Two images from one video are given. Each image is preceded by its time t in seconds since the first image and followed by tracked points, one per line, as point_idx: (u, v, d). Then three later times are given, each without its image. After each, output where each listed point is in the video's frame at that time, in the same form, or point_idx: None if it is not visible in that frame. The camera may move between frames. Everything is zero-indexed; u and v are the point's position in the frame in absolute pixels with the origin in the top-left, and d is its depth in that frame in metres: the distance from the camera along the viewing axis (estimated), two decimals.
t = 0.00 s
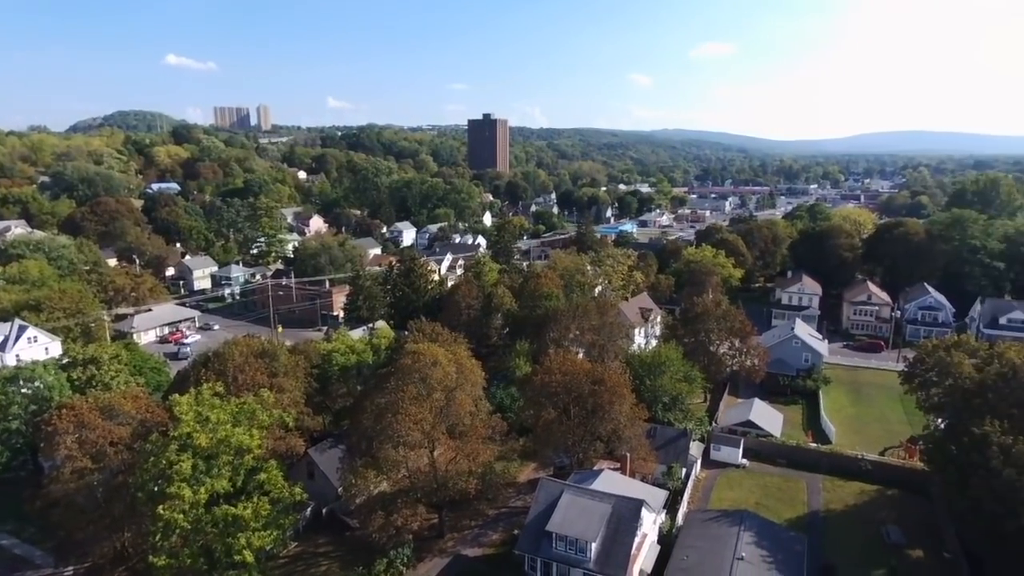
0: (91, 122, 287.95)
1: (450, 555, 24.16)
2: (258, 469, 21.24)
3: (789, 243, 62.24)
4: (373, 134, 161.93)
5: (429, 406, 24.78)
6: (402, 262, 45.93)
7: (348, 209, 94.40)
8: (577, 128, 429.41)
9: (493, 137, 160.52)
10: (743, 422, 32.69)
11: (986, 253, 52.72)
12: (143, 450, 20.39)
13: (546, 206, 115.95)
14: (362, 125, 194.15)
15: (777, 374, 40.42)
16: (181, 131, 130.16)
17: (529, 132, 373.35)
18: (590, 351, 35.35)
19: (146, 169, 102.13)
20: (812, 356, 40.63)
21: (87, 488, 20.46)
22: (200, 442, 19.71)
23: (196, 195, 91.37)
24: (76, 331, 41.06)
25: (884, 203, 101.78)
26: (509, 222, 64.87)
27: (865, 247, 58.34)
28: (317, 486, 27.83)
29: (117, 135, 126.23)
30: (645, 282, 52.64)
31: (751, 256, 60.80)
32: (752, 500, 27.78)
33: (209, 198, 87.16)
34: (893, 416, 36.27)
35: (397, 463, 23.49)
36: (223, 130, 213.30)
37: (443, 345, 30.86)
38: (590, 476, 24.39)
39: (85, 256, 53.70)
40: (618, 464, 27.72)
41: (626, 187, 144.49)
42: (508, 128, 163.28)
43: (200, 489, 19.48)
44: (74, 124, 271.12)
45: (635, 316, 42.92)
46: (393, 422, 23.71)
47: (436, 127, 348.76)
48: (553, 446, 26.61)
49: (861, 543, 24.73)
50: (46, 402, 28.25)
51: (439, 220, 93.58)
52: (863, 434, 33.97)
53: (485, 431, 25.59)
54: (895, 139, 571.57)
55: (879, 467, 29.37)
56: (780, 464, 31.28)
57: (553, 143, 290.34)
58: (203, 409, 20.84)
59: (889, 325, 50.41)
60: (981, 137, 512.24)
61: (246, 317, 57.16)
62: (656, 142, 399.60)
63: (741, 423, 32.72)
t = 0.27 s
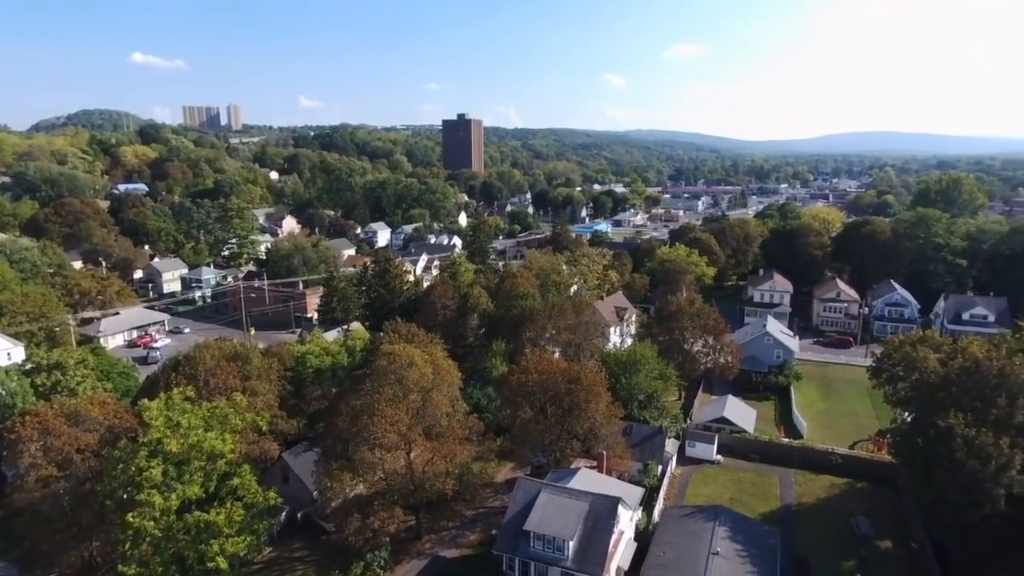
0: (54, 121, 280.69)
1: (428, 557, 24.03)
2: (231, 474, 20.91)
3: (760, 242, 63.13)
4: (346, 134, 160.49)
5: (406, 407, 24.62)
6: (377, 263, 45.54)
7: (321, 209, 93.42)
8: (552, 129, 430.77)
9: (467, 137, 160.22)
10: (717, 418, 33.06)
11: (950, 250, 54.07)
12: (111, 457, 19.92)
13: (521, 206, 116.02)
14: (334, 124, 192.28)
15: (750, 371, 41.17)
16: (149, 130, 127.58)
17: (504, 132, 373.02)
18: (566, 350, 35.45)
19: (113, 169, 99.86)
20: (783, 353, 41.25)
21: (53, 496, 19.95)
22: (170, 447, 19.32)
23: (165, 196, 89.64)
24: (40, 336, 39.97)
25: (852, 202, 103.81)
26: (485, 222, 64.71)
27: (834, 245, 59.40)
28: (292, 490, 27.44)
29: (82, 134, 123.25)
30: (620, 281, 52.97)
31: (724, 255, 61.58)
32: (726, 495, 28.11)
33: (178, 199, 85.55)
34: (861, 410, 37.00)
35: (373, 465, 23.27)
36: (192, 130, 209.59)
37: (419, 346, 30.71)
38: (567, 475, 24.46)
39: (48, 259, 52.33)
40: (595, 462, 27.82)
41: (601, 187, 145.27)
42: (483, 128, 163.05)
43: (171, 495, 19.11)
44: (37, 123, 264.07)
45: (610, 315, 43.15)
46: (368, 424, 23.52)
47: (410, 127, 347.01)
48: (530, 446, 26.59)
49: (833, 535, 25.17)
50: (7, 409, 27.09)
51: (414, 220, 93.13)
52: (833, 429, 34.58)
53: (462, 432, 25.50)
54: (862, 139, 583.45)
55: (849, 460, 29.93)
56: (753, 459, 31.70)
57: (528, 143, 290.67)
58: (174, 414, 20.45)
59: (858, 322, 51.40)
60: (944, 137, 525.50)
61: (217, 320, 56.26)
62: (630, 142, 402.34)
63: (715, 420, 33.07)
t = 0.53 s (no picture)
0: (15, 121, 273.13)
1: (405, 559, 23.87)
2: (204, 479, 20.56)
3: (733, 241, 63.92)
4: (319, 134, 158.87)
5: (381, 408, 24.40)
6: (351, 264, 45.11)
7: (294, 210, 92.33)
8: (527, 129, 431.44)
9: (442, 137, 159.72)
10: (692, 415, 33.39)
11: (916, 248, 55.34)
12: (78, 464, 19.41)
13: (497, 206, 116.02)
14: (307, 124, 190.19)
15: (724, 368, 41.60)
16: (115, 130, 124.82)
17: (479, 132, 372.30)
18: (543, 349, 35.51)
19: (77, 170, 97.48)
20: (756, 349, 41.82)
21: (17, 506, 19.37)
22: (140, 453, 18.92)
23: (132, 197, 87.80)
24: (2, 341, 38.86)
25: (822, 201, 105.70)
26: (460, 222, 64.57)
27: (804, 243, 60.39)
28: (266, 494, 27.03)
29: (45, 134, 120.08)
30: (595, 280, 53.23)
31: (697, 254, 62.26)
32: (702, 491, 28.40)
33: (147, 200, 83.89)
34: (832, 405, 37.69)
35: (349, 468, 23.06)
36: (160, 129, 205.55)
37: (395, 347, 30.53)
38: (544, 474, 24.50)
39: (11, 261, 50.87)
40: (572, 460, 27.89)
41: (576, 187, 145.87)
42: (458, 127, 162.62)
43: (141, 502, 18.71)
44: None
45: (586, 314, 43.34)
46: (343, 427, 23.31)
47: (384, 127, 344.83)
48: (507, 445, 26.59)
49: (805, 528, 25.60)
50: None
51: (388, 221, 92.58)
52: (805, 424, 35.16)
53: (439, 433, 25.40)
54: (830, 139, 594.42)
55: (820, 454, 30.46)
56: (728, 455, 32.08)
57: (503, 143, 290.68)
58: (144, 419, 20.01)
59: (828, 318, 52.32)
60: (909, 138, 537.64)
61: (188, 323, 55.28)
62: (604, 142, 404.76)
63: (690, 417, 33.40)
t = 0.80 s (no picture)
0: None
1: (383, 561, 23.69)
2: (176, 485, 20.19)
3: (706, 239, 64.64)
4: (292, 133, 157.05)
5: (358, 409, 24.17)
6: (326, 264, 44.65)
7: (267, 210, 91.14)
8: (502, 129, 431.30)
9: (417, 137, 158.97)
10: (668, 412, 33.68)
11: (884, 245, 56.48)
12: (44, 472, 18.93)
13: (473, 205, 115.81)
14: (280, 124, 187.92)
15: (698, 365, 42.03)
16: (80, 129, 121.88)
17: (454, 131, 371.30)
18: (520, 348, 35.52)
19: (41, 170, 95.00)
20: (730, 346, 42.33)
21: None
22: (109, 459, 18.50)
23: (99, 198, 85.85)
24: None
25: (793, 200, 107.41)
26: (436, 222, 64.34)
27: (776, 241, 61.28)
28: (241, 499, 26.67)
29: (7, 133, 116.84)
30: (571, 279, 53.45)
31: (672, 252, 62.86)
32: (678, 487, 28.67)
33: (114, 200, 82.10)
34: (803, 399, 38.35)
35: (325, 470, 22.93)
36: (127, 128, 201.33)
37: (371, 348, 30.33)
38: (522, 472, 24.52)
39: None
40: (549, 458, 27.96)
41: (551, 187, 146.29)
42: (432, 127, 162.05)
43: (110, 509, 18.31)
44: None
45: (563, 312, 43.49)
46: (319, 428, 23.06)
47: (358, 126, 342.08)
48: (484, 445, 26.57)
49: (779, 521, 25.99)
50: None
51: (363, 221, 91.93)
52: (778, 418, 35.72)
53: (416, 433, 25.27)
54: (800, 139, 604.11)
55: (793, 448, 30.94)
56: (703, 450, 32.42)
57: (478, 142, 290.28)
58: (112, 425, 19.59)
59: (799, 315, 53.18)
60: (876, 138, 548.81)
61: (158, 326, 54.28)
62: (579, 142, 406.62)
63: (666, 413, 33.70)
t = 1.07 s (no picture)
0: None
1: (360, 564, 23.48)
2: (147, 491, 19.72)
3: (680, 238, 65.26)
4: (263, 133, 154.97)
5: (333, 411, 23.96)
6: (300, 265, 44.12)
7: (239, 211, 89.79)
8: (476, 129, 430.59)
9: (391, 137, 158.03)
10: (644, 409, 33.91)
11: (852, 243, 57.65)
12: (8, 481, 18.40)
13: (448, 205, 115.44)
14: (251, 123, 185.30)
15: (673, 362, 42.41)
16: (43, 128, 118.71)
17: (429, 131, 369.67)
18: (497, 348, 35.49)
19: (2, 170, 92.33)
20: (704, 343, 42.82)
21: None
22: (76, 465, 18.02)
23: (64, 198, 83.77)
24: None
25: (764, 199, 109.02)
26: (411, 222, 64.01)
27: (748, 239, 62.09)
28: (214, 504, 26.26)
29: None
30: (547, 278, 53.61)
31: (646, 251, 63.39)
32: (655, 483, 28.91)
33: (79, 201, 80.15)
34: (776, 394, 38.96)
35: (300, 473, 22.69)
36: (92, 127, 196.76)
37: (346, 348, 30.08)
38: (500, 472, 24.49)
39: None
40: (527, 457, 27.97)
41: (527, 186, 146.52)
42: (407, 127, 161.25)
43: (77, 517, 17.83)
44: None
45: (539, 311, 43.57)
46: (294, 431, 22.79)
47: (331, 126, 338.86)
48: (462, 445, 26.53)
49: (753, 515, 26.36)
50: None
51: (337, 221, 91.13)
52: (751, 413, 36.23)
53: (392, 434, 25.10)
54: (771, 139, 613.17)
55: (767, 443, 31.39)
56: (679, 447, 32.71)
57: (453, 142, 289.43)
58: (79, 430, 19.10)
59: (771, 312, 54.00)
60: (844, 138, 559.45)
61: (126, 330, 53.17)
62: (554, 142, 407.57)
63: (642, 411, 33.95)
